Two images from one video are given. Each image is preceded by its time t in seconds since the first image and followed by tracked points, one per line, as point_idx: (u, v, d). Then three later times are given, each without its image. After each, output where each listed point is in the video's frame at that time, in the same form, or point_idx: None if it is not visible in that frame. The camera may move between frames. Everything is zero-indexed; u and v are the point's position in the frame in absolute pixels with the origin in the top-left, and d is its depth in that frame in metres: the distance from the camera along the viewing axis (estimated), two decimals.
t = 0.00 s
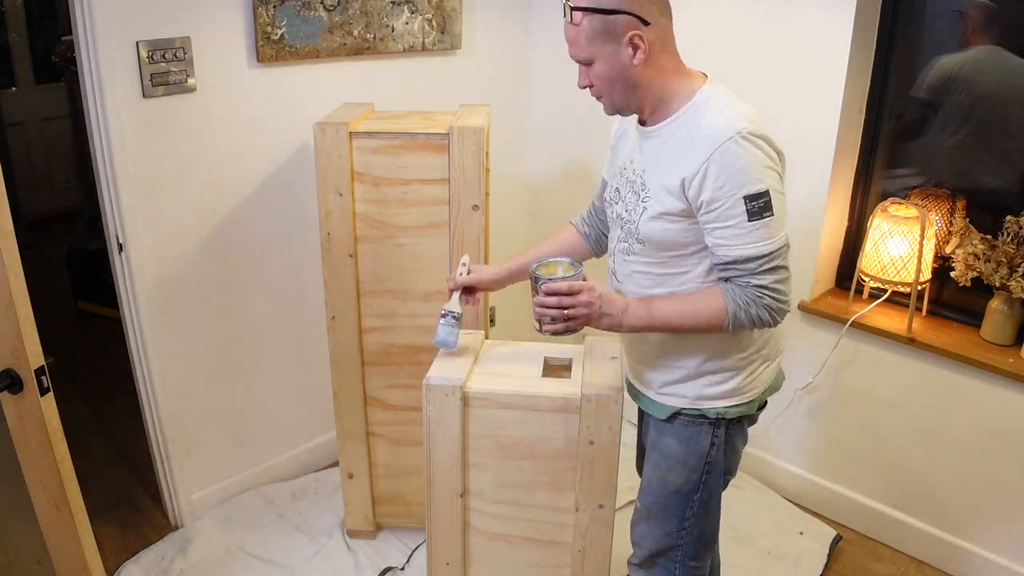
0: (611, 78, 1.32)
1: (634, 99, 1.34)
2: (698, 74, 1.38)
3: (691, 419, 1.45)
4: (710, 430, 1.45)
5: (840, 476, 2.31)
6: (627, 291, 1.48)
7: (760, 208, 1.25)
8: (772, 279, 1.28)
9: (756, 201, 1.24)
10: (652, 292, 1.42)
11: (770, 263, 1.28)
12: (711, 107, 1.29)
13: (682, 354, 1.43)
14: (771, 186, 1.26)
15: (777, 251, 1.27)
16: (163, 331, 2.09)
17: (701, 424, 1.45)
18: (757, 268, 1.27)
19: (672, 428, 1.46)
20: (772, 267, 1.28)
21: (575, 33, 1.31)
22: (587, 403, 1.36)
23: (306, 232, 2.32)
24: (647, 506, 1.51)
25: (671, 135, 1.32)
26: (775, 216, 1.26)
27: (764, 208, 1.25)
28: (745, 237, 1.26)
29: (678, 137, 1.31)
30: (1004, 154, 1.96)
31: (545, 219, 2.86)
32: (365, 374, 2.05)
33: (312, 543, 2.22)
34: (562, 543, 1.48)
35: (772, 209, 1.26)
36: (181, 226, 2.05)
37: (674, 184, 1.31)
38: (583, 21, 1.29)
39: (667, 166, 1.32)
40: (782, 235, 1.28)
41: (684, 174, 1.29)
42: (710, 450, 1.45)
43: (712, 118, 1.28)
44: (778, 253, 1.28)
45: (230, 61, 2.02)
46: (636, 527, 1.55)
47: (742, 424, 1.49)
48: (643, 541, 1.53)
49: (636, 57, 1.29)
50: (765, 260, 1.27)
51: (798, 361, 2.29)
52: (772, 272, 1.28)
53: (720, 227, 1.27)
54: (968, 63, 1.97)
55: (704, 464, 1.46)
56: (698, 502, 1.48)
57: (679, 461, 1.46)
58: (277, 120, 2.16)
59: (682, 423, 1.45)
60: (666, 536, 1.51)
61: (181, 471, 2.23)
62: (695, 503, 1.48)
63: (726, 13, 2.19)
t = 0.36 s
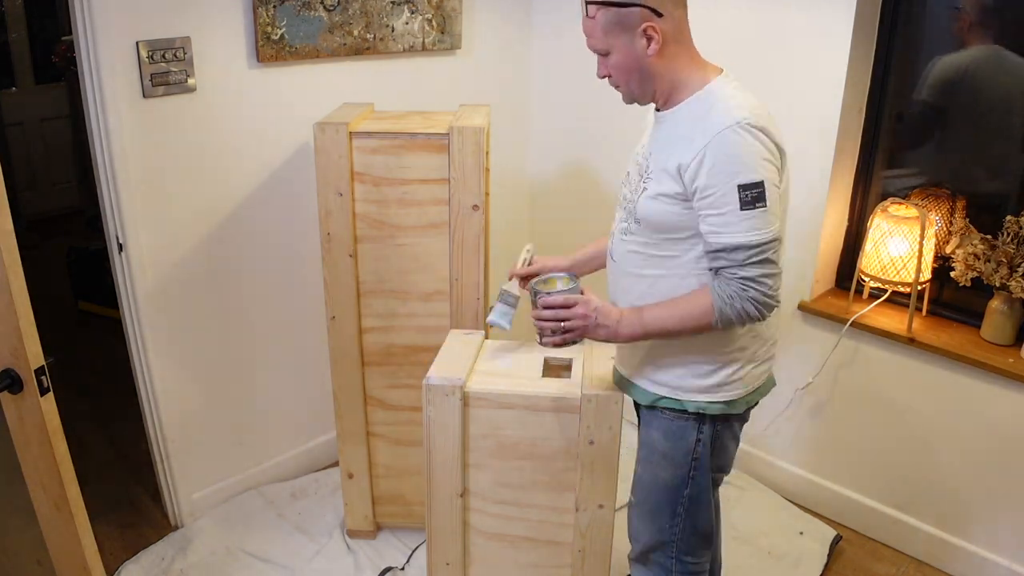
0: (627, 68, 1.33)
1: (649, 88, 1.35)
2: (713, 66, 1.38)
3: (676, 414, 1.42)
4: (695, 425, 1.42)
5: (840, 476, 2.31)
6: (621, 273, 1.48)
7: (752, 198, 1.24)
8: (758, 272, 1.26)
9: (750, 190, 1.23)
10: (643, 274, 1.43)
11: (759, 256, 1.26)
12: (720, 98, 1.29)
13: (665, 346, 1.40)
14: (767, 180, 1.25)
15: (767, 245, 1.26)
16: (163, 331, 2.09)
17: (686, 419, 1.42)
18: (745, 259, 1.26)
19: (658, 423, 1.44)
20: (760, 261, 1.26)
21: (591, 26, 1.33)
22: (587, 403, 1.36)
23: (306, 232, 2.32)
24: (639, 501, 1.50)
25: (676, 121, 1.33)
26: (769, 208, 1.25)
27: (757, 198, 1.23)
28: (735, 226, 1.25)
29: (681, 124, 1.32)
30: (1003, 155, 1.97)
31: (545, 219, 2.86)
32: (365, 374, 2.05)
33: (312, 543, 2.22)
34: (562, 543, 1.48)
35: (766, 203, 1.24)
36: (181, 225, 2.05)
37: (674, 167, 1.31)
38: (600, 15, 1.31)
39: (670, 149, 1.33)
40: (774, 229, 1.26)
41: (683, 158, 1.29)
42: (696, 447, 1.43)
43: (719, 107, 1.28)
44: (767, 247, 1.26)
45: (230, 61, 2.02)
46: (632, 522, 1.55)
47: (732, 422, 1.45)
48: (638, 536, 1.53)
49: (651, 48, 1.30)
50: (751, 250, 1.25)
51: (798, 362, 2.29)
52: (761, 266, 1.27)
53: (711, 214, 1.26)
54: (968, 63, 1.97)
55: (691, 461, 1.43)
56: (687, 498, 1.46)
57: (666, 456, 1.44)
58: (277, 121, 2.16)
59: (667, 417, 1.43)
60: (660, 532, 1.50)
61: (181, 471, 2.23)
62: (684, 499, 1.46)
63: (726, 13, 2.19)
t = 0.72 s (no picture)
0: (560, 97, 1.32)
1: (586, 113, 1.34)
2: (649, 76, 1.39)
3: (689, 423, 1.43)
4: (707, 433, 1.44)
5: (840, 476, 2.31)
6: (609, 302, 1.47)
7: (725, 202, 1.23)
8: (746, 275, 1.26)
9: (722, 195, 1.23)
10: (631, 301, 1.43)
11: (743, 258, 1.25)
12: (669, 107, 1.30)
13: (674, 358, 1.41)
14: (735, 179, 1.24)
15: (748, 246, 1.25)
16: (163, 332, 2.09)
17: (698, 428, 1.44)
18: (730, 265, 1.25)
19: (669, 433, 1.45)
20: (745, 263, 1.26)
21: (517, 59, 1.33)
22: (587, 403, 1.36)
23: (306, 232, 2.32)
24: (650, 512, 1.51)
25: (629, 140, 1.33)
26: (743, 210, 1.25)
27: (732, 201, 1.23)
28: (715, 235, 1.24)
29: (637, 141, 1.31)
30: (1003, 154, 1.97)
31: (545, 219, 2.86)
32: (365, 374, 2.05)
33: (312, 543, 2.22)
34: (563, 542, 1.48)
35: (739, 203, 1.24)
36: (181, 225, 2.05)
37: (642, 188, 1.31)
38: (525, 47, 1.30)
39: (631, 170, 1.32)
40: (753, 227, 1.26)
41: (648, 177, 1.29)
42: (708, 454, 1.45)
43: (671, 118, 1.28)
44: (750, 248, 1.25)
45: (230, 61, 2.02)
46: (640, 530, 1.55)
47: (741, 423, 1.49)
48: (647, 544, 1.54)
49: (580, 75, 1.30)
50: (736, 256, 1.25)
51: (798, 362, 2.29)
52: (747, 267, 1.26)
53: (689, 225, 1.26)
54: (968, 63, 1.97)
55: (704, 468, 1.45)
56: (699, 504, 1.48)
57: (678, 465, 1.45)
58: (277, 121, 2.16)
59: (680, 428, 1.44)
60: (668, 540, 1.51)
61: (181, 471, 2.23)
62: (696, 505, 1.48)
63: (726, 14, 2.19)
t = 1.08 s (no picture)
0: (628, 61, 1.34)
1: (653, 80, 1.35)
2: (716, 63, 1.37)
3: (680, 407, 1.42)
4: (697, 423, 1.42)
5: (840, 476, 2.31)
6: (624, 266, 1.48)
7: (754, 184, 1.23)
8: (760, 260, 1.26)
9: (750, 177, 1.23)
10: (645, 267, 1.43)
11: (762, 241, 1.25)
12: (720, 88, 1.29)
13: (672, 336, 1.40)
14: (770, 164, 1.25)
15: (770, 231, 1.25)
16: (163, 332, 2.10)
17: (689, 415, 1.42)
18: (748, 245, 1.25)
19: (661, 417, 1.44)
20: (763, 246, 1.26)
21: (593, 18, 1.35)
22: (587, 403, 1.36)
23: (306, 232, 2.32)
24: (642, 498, 1.50)
25: (677, 112, 1.34)
26: (770, 196, 1.25)
27: (758, 183, 1.23)
28: (737, 212, 1.25)
29: (682, 114, 1.32)
30: (1003, 154, 1.97)
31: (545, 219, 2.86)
32: (365, 374, 2.05)
33: (312, 543, 2.22)
34: (562, 543, 1.47)
35: (768, 186, 1.24)
36: (181, 225, 2.05)
37: (677, 156, 1.31)
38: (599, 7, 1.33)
39: (670, 139, 1.33)
40: (778, 218, 1.26)
41: (687, 146, 1.29)
42: (699, 443, 1.43)
43: (722, 96, 1.28)
44: (770, 235, 1.25)
45: (230, 61, 2.02)
46: (634, 520, 1.54)
47: (736, 419, 1.46)
48: (640, 533, 1.53)
49: (650, 41, 1.31)
50: (755, 238, 1.25)
51: (798, 362, 2.29)
52: (764, 251, 1.26)
53: (713, 200, 1.26)
54: (968, 63, 1.97)
55: (695, 456, 1.44)
56: (690, 495, 1.47)
57: (671, 451, 1.44)
58: (277, 121, 2.16)
59: (670, 412, 1.43)
60: (662, 533, 1.51)
61: (181, 471, 2.24)
62: (687, 497, 1.47)
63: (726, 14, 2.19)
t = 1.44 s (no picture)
0: (625, 79, 1.28)
1: (650, 98, 1.31)
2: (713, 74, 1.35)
3: (687, 447, 1.38)
4: (705, 460, 1.38)
5: (840, 476, 2.30)
6: (624, 295, 1.43)
7: (773, 211, 1.19)
8: (782, 293, 1.22)
9: (769, 204, 1.19)
10: (651, 298, 1.38)
11: (783, 272, 1.21)
12: (727, 110, 1.24)
13: (680, 377, 1.35)
14: (787, 189, 1.20)
15: (790, 260, 1.21)
16: (163, 332, 2.10)
17: (696, 453, 1.39)
18: (768, 277, 1.21)
19: (667, 455, 1.40)
20: (784, 276, 1.22)
21: (584, 34, 1.27)
22: (587, 403, 1.36)
23: (306, 232, 2.32)
24: (645, 530, 1.47)
25: (683, 135, 1.29)
26: (789, 223, 1.20)
27: (778, 211, 1.19)
28: (756, 243, 1.20)
29: (688, 137, 1.27)
30: (1002, 154, 1.97)
31: (545, 219, 2.86)
32: (365, 374, 2.05)
33: (312, 543, 2.22)
34: (562, 542, 1.47)
35: (788, 214, 1.19)
36: (181, 225, 2.05)
37: (685, 183, 1.26)
38: (595, 19, 1.25)
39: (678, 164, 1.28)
40: (796, 244, 1.22)
41: (695, 171, 1.24)
42: (706, 479, 1.40)
43: (729, 117, 1.23)
44: (790, 266, 1.21)
45: (229, 61, 2.02)
46: (634, 547, 1.51)
47: (742, 453, 1.43)
48: (640, 560, 1.50)
49: (651, 55, 1.26)
50: (776, 271, 1.21)
51: (798, 362, 2.29)
52: (785, 282, 1.22)
53: (730, 229, 1.21)
54: (968, 63, 1.97)
55: (702, 491, 1.40)
56: (696, 528, 1.43)
57: (676, 487, 1.40)
58: (277, 121, 2.16)
59: (677, 451, 1.39)
60: (664, 564, 1.47)
61: (181, 471, 2.23)
62: (693, 529, 1.43)
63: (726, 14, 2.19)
